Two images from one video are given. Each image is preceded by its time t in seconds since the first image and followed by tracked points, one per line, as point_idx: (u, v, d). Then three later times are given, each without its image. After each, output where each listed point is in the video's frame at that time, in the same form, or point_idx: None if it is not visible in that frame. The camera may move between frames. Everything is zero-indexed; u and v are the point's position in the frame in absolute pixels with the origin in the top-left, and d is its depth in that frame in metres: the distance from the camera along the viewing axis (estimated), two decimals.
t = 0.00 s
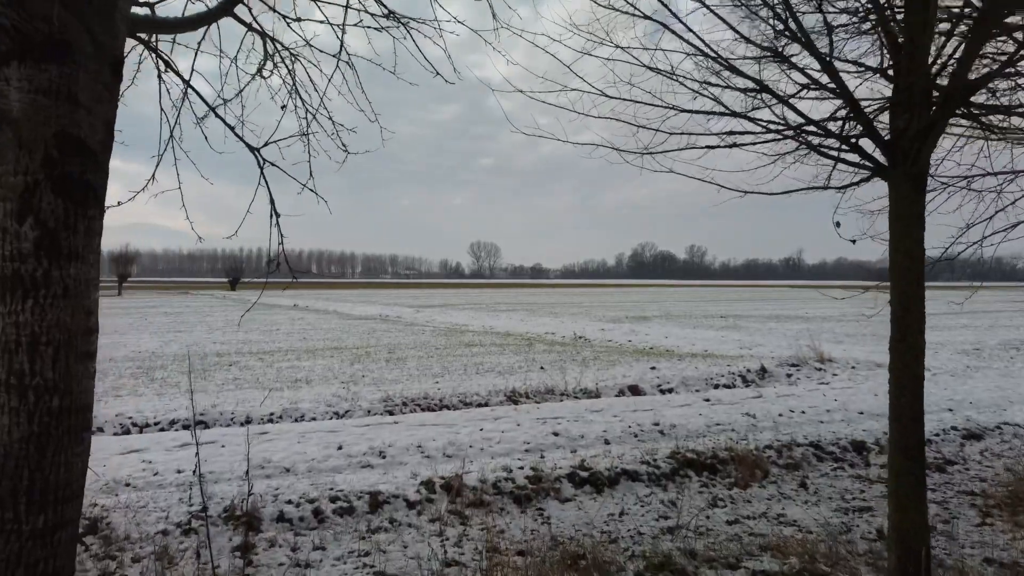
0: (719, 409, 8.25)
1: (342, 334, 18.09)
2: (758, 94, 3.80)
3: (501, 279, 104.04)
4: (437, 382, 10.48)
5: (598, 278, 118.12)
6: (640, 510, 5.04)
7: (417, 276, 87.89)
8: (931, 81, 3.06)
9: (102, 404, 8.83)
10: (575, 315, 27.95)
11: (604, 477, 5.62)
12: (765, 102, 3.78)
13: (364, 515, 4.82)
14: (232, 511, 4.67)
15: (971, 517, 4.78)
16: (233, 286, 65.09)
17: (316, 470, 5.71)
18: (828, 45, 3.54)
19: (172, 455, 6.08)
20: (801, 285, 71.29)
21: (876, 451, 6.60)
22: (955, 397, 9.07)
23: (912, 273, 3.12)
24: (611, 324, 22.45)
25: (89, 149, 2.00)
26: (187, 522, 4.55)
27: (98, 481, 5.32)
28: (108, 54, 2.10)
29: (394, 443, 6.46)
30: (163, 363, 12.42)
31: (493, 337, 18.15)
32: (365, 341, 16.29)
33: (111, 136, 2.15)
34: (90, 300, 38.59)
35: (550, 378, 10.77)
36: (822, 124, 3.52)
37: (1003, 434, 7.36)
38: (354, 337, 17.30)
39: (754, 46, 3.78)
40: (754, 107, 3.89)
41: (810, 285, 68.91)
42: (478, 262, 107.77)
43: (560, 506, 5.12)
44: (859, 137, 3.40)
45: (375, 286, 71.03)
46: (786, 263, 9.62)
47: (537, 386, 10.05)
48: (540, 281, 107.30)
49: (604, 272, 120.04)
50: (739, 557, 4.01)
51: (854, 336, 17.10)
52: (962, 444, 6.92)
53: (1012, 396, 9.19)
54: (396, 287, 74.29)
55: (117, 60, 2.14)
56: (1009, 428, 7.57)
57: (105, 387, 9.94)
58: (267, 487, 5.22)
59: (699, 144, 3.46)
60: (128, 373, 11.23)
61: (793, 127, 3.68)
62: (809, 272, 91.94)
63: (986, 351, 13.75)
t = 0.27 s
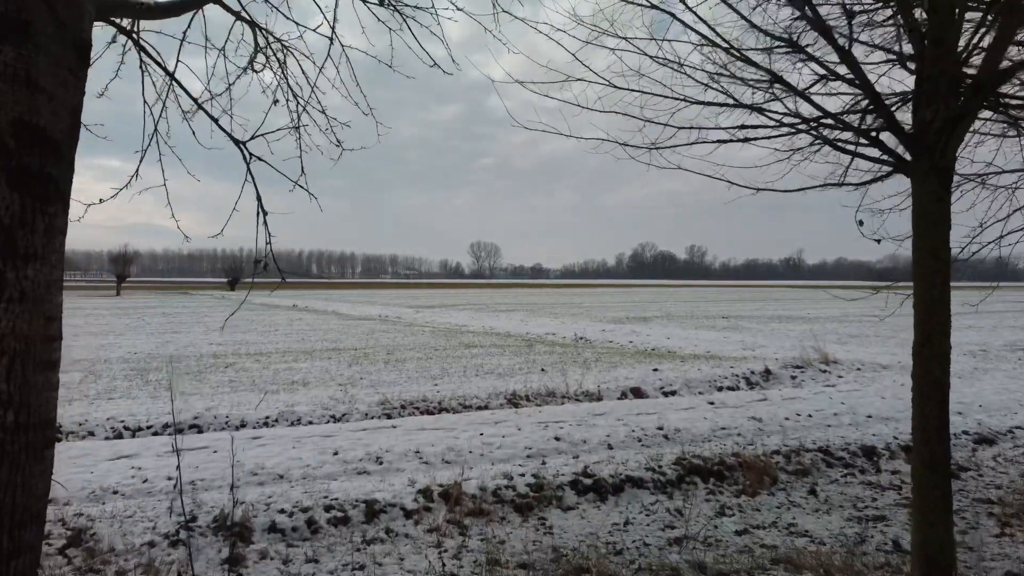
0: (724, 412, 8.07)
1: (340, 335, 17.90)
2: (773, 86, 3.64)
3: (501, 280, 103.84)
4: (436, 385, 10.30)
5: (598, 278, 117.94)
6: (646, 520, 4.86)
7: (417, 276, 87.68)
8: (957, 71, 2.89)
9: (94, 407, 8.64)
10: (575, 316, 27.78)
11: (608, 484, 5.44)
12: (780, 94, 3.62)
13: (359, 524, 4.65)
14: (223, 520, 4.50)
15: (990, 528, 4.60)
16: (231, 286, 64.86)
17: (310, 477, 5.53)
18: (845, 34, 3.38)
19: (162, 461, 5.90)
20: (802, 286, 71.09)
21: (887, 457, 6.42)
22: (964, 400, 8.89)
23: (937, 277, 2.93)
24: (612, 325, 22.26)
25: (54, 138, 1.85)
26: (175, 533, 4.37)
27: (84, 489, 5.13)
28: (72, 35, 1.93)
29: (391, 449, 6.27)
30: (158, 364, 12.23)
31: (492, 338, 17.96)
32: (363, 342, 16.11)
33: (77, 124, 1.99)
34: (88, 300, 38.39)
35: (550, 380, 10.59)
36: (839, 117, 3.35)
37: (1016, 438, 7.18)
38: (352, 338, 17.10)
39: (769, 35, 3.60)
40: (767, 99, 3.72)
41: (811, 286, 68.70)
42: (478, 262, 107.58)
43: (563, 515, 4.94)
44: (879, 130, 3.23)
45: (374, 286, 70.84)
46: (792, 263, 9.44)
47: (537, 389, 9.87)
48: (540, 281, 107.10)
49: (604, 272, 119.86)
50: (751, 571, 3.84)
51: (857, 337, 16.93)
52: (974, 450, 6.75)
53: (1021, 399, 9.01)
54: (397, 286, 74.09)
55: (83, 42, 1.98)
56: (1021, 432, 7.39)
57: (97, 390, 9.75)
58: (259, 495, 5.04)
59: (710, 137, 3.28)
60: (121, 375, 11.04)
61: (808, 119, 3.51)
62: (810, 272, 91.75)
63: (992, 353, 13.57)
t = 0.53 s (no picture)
0: (729, 415, 7.89)
1: (338, 336, 17.72)
2: (787, 76, 3.46)
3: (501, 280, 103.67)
4: (435, 387, 10.12)
5: (598, 278, 117.75)
6: (651, 529, 4.69)
7: (417, 276, 87.51)
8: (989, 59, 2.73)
9: (85, 410, 8.45)
10: (575, 316, 27.59)
11: (612, 491, 5.26)
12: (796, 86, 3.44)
13: (354, 535, 4.48)
14: (211, 531, 4.32)
15: (1010, 538, 4.43)
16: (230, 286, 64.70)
17: (304, 484, 5.35)
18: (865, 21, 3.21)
19: (151, 467, 5.72)
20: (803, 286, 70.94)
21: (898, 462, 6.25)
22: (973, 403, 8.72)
23: (965, 277, 2.76)
24: (613, 326, 22.07)
25: (6, 124, 1.66)
26: (162, 544, 4.20)
27: (69, 497, 4.96)
28: (29, 12, 1.75)
29: (388, 454, 6.10)
30: (153, 366, 12.05)
31: (492, 339, 17.77)
32: (361, 343, 15.94)
33: (36, 110, 1.82)
34: (86, 300, 38.20)
35: (551, 382, 10.41)
36: (859, 109, 3.18)
37: None
38: (351, 339, 16.91)
39: (784, 23, 3.43)
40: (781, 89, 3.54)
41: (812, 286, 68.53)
42: (478, 262, 107.39)
43: (566, 525, 4.77)
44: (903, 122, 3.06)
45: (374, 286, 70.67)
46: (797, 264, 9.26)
47: (538, 391, 9.69)
48: (540, 281, 106.92)
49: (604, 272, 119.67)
50: None
51: (861, 338, 16.75)
52: (986, 455, 6.58)
53: None
54: (397, 286, 73.92)
55: (40, 18, 1.79)
56: None
57: (89, 392, 9.56)
58: (251, 503, 4.87)
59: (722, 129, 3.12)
60: (115, 377, 10.85)
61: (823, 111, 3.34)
62: (812, 272, 91.55)
63: (999, 354, 13.39)
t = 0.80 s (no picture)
0: (734, 419, 7.71)
1: (337, 337, 17.54)
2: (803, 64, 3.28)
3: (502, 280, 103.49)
4: (434, 389, 9.94)
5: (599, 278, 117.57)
6: (657, 539, 4.51)
7: (417, 276, 87.34)
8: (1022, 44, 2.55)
9: (77, 413, 8.28)
10: (577, 316, 27.40)
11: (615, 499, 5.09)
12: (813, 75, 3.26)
13: (348, 545, 4.30)
14: (199, 542, 4.15)
15: None
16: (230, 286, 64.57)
17: (298, 491, 5.17)
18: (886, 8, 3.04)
19: (141, 473, 5.55)
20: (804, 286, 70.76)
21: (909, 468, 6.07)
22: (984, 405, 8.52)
23: (996, 274, 2.59)
24: (614, 326, 21.89)
25: None
26: (147, 556, 4.03)
27: (54, 506, 4.79)
28: None
29: (385, 460, 5.92)
30: (149, 367, 11.88)
31: (493, 340, 17.59)
32: (360, 344, 15.76)
33: None
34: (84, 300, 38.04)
35: (553, 384, 10.23)
36: (881, 99, 3.00)
37: None
38: (350, 340, 16.73)
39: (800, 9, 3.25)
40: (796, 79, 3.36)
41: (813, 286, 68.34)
42: (478, 262, 107.23)
43: (568, 534, 4.59)
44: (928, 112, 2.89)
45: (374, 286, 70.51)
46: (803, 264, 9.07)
47: (539, 393, 9.51)
48: (541, 281, 106.74)
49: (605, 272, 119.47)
50: None
51: (865, 339, 16.55)
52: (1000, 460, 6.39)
53: None
54: (397, 287, 73.75)
55: None
56: None
57: (83, 395, 9.39)
58: (241, 512, 4.70)
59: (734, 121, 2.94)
60: (109, 379, 10.68)
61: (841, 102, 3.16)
62: (812, 272, 91.39)
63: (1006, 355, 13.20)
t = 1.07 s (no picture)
0: (739, 422, 7.53)
1: (335, 337, 17.35)
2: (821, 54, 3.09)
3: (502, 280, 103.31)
4: (432, 392, 9.76)
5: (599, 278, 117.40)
6: (662, 550, 4.33)
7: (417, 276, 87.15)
8: None
9: (67, 417, 8.10)
10: (577, 317, 27.21)
11: (619, 508, 4.90)
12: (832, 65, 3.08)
13: (341, 558, 4.12)
14: (185, 554, 3.97)
15: None
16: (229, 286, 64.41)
17: (290, 500, 4.99)
18: None
19: (128, 481, 5.37)
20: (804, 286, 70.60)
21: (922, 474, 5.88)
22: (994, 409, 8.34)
23: None
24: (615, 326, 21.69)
25: None
26: (130, 569, 3.85)
27: (36, 515, 4.61)
28: None
29: (381, 466, 5.74)
30: (143, 369, 11.70)
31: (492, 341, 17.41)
32: (358, 345, 15.58)
33: None
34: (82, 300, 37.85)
35: (553, 386, 10.05)
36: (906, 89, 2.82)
37: None
38: (348, 341, 16.54)
39: None
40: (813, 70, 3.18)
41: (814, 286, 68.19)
42: (478, 262, 107.05)
43: (569, 546, 4.41)
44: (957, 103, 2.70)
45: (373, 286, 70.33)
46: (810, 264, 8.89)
47: (539, 396, 9.33)
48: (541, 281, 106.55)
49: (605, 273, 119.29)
50: None
51: (869, 340, 16.37)
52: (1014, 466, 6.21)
53: None
54: (397, 287, 73.54)
55: None
56: None
57: (74, 397, 9.21)
58: (230, 522, 4.52)
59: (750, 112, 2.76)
60: (102, 381, 10.49)
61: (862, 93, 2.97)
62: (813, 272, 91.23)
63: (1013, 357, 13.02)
